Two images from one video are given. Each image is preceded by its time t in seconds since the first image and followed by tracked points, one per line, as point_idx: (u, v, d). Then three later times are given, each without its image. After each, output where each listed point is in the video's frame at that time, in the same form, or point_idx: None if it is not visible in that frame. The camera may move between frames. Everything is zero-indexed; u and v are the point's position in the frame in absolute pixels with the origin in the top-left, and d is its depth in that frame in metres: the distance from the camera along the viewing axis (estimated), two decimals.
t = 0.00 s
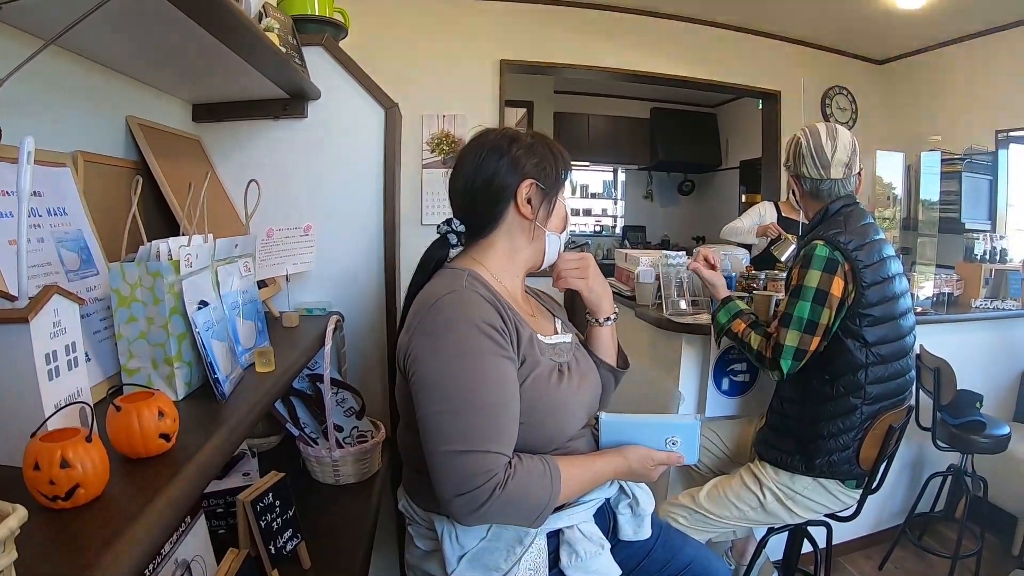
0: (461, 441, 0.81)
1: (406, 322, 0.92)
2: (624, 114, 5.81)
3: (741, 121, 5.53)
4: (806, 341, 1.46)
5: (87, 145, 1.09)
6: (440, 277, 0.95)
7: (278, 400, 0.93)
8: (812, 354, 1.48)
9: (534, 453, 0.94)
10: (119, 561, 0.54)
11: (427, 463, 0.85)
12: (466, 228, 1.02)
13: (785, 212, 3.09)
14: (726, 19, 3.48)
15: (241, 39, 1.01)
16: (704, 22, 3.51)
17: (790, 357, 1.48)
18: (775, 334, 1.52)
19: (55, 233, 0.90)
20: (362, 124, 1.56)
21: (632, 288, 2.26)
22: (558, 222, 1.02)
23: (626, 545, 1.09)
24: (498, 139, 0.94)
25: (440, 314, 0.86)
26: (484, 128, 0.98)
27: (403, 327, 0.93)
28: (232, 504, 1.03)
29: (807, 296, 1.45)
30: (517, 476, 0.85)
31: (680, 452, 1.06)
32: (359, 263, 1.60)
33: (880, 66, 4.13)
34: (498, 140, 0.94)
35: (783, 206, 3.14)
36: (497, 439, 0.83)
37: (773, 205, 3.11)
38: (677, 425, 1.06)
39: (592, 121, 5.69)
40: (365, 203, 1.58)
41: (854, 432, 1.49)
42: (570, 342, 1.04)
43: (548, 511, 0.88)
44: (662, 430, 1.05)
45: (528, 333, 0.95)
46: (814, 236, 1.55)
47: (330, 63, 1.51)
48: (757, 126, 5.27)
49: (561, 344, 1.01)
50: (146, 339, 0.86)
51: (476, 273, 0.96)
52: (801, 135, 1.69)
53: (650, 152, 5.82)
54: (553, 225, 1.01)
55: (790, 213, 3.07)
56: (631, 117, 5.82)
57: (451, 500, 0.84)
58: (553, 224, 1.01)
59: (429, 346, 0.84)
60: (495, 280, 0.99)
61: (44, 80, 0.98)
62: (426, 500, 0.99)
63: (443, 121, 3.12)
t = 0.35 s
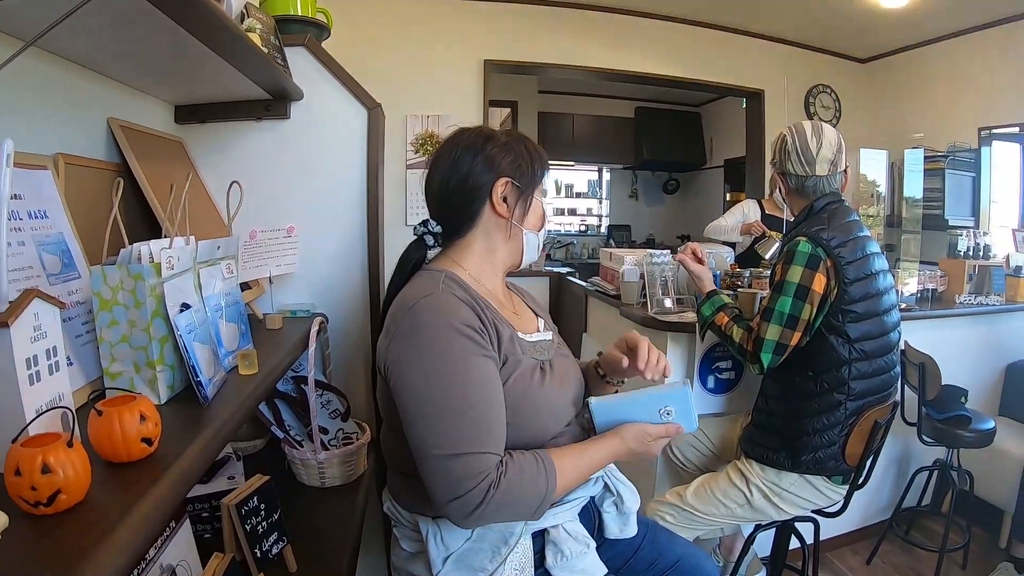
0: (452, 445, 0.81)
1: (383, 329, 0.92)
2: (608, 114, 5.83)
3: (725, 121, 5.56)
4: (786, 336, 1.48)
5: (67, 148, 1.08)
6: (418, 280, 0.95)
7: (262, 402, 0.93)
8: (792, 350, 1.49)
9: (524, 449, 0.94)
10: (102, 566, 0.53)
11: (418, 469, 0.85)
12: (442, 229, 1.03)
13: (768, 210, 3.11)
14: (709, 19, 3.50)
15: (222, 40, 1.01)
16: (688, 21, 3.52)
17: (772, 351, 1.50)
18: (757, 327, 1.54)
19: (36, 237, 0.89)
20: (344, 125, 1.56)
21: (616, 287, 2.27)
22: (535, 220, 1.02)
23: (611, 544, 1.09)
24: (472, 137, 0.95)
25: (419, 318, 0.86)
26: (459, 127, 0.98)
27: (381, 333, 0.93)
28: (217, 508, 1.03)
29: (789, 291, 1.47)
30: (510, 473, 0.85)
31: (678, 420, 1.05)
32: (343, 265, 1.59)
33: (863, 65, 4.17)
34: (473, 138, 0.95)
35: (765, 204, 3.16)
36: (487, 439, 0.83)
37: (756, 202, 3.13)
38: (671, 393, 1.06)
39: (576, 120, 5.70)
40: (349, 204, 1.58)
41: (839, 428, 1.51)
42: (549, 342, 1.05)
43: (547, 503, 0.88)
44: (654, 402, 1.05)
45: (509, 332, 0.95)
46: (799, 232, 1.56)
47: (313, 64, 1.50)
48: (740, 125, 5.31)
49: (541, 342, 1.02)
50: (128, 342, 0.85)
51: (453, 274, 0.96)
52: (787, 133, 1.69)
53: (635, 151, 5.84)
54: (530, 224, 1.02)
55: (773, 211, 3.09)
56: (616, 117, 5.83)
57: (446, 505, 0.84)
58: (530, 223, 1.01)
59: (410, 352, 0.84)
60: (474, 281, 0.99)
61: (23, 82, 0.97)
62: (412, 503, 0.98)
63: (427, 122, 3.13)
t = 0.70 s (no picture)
0: (456, 444, 0.81)
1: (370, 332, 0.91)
2: (596, 112, 5.84)
3: (712, 120, 5.57)
4: (756, 321, 1.51)
5: (49, 150, 1.07)
6: (404, 280, 0.95)
7: (247, 404, 0.93)
8: (763, 339, 1.52)
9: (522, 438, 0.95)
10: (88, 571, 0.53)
11: (420, 471, 0.84)
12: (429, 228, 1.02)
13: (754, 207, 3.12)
14: (695, 18, 3.51)
15: (206, 40, 1.00)
16: (674, 19, 3.53)
17: (739, 331, 1.54)
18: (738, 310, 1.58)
19: (18, 239, 0.88)
20: (330, 125, 1.55)
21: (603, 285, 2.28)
22: (522, 218, 1.02)
23: (600, 544, 1.10)
24: (459, 135, 0.95)
25: (408, 320, 0.85)
26: (446, 124, 0.98)
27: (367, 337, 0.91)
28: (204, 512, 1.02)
29: (772, 277, 1.49)
30: (514, 465, 0.86)
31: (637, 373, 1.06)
32: (330, 265, 1.59)
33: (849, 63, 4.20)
34: (459, 135, 0.95)
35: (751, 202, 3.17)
36: (489, 436, 0.83)
37: (742, 199, 3.14)
38: (626, 359, 1.05)
39: (563, 119, 5.71)
40: (336, 204, 1.58)
41: (827, 426, 1.51)
42: (539, 339, 1.05)
43: (549, 486, 0.91)
44: (613, 372, 1.04)
45: (498, 330, 0.95)
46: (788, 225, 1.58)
47: (298, 64, 1.50)
48: (726, 123, 5.33)
49: (531, 340, 1.03)
50: (112, 345, 0.84)
51: (439, 274, 0.96)
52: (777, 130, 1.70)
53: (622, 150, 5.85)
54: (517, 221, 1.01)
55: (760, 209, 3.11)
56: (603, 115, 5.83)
57: (454, 506, 0.83)
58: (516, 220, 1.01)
59: (404, 355, 0.83)
60: (460, 280, 0.99)
61: (4, 82, 0.95)
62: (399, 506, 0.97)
63: (413, 121, 3.12)
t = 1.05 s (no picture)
0: (459, 450, 0.81)
1: (362, 340, 0.90)
2: (586, 112, 5.85)
3: (702, 119, 5.58)
4: (738, 313, 1.53)
5: (35, 155, 1.06)
6: (396, 286, 0.94)
7: (236, 409, 0.93)
8: (744, 331, 1.53)
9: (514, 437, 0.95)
10: None
11: (422, 479, 0.84)
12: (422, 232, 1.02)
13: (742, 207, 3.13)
14: (684, 18, 3.51)
15: (192, 43, 1.00)
16: (664, 19, 3.53)
17: (722, 321, 1.56)
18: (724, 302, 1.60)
19: (4, 247, 0.86)
20: (317, 129, 1.55)
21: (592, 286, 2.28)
22: (517, 222, 1.02)
23: (589, 548, 1.10)
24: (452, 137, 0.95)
25: (402, 328, 0.84)
26: (439, 126, 0.98)
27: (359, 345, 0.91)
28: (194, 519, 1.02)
29: (756, 271, 1.51)
30: (514, 466, 0.86)
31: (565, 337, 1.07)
32: (320, 269, 1.59)
33: (839, 63, 4.21)
34: (452, 138, 0.95)
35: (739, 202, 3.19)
36: (491, 439, 0.84)
37: (730, 199, 3.15)
38: (553, 335, 1.03)
39: (553, 119, 5.71)
40: (326, 207, 1.58)
41: (816, 426, 1.52)
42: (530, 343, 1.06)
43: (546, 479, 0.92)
44: (553, 358, 1.03)
45: (490, 335, 0.95)
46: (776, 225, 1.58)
47: (286, 67, 1.49)
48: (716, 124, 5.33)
49: (522, 345, 1.03)
50: (98, 353, 0.83)
51: (431, 279, 0.95)
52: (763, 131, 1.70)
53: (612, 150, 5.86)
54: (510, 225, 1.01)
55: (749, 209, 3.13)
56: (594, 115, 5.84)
57: (460, 512, 0.83)
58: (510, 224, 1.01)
59: (402, 362, 0.82)
60: (452, 285, 0.99)
61: None
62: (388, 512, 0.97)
63: (402, 123, 3.12)
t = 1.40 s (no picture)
0: (447, 480, 0.81)
1: (350, 369, 0.89)
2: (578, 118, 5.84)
3: (694, 124, 5.56)
4: (732, 334, 1.52)
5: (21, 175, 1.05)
6: (384, 311, 0.94)
7: (224, 434, 0.93)
8: (739, 353, 1.52)
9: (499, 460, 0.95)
10: None
11: (411, 509, 0.84)
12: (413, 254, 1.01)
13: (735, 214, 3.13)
14: (675, 23, 3.50)
15: (177, 64, 0.99)
16: (654, 25, 3.52)
17: (715, 345, 1.56)
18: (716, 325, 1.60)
19: None
20: (303, 143, 1.54)
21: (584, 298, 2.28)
22: (509, 245, 1.02)
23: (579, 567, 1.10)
24: (444, 158, 0.94)
25: (391, 358, 0.84)
26: (431, 146, 0.97)
27: (347, 374, 0.90)
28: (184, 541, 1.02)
29: (748, 291, 1.50)
30: (502, 494, 0.87)
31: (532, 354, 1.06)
32: (310, 285, 1.59)
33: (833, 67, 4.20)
34: (443, 159, 0.94)
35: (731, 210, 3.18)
36: (480, 468, 0.84)
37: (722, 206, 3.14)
38: (520, 357, 1.02)
39: (546, 124, 5.70)
40: (316, 222, 1.57)
41: (807, 441, 1.52)
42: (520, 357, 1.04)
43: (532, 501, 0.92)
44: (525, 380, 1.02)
45: (477, 361, 0.95)
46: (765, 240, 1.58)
47: (274, 83, 1.48)
48: (706, 130, 5.30)
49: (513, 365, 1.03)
50: (83, 383, 0.83)
51: (419, 305, 0.95)
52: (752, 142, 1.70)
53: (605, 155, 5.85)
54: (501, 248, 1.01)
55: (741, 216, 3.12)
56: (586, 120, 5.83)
57: (451, 541, 0.83)
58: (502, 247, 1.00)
59: (391, 393, 0.82)
60: (440, 309, 0.99)
61: None
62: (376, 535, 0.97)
63: (393, 133, 3.11)
